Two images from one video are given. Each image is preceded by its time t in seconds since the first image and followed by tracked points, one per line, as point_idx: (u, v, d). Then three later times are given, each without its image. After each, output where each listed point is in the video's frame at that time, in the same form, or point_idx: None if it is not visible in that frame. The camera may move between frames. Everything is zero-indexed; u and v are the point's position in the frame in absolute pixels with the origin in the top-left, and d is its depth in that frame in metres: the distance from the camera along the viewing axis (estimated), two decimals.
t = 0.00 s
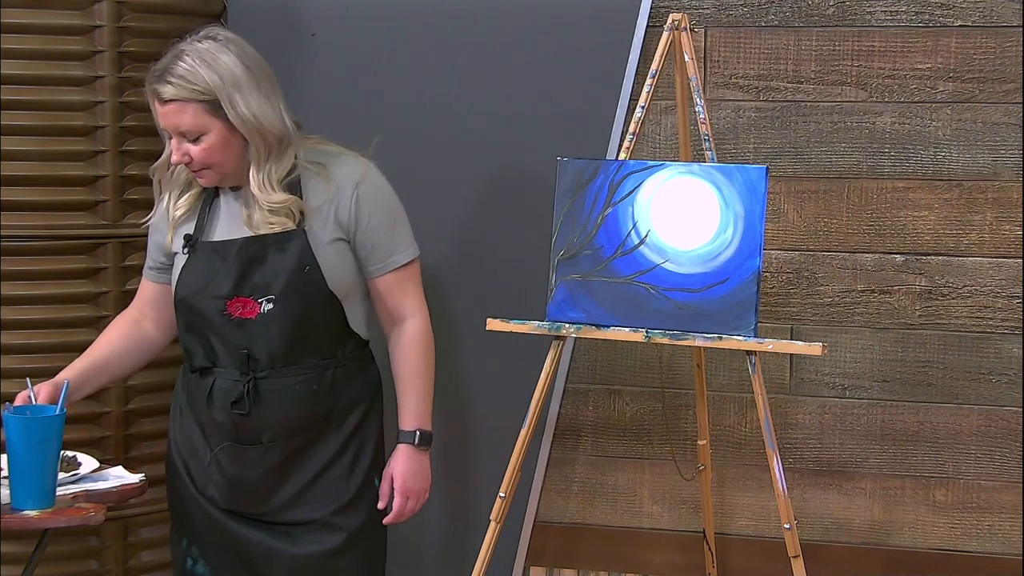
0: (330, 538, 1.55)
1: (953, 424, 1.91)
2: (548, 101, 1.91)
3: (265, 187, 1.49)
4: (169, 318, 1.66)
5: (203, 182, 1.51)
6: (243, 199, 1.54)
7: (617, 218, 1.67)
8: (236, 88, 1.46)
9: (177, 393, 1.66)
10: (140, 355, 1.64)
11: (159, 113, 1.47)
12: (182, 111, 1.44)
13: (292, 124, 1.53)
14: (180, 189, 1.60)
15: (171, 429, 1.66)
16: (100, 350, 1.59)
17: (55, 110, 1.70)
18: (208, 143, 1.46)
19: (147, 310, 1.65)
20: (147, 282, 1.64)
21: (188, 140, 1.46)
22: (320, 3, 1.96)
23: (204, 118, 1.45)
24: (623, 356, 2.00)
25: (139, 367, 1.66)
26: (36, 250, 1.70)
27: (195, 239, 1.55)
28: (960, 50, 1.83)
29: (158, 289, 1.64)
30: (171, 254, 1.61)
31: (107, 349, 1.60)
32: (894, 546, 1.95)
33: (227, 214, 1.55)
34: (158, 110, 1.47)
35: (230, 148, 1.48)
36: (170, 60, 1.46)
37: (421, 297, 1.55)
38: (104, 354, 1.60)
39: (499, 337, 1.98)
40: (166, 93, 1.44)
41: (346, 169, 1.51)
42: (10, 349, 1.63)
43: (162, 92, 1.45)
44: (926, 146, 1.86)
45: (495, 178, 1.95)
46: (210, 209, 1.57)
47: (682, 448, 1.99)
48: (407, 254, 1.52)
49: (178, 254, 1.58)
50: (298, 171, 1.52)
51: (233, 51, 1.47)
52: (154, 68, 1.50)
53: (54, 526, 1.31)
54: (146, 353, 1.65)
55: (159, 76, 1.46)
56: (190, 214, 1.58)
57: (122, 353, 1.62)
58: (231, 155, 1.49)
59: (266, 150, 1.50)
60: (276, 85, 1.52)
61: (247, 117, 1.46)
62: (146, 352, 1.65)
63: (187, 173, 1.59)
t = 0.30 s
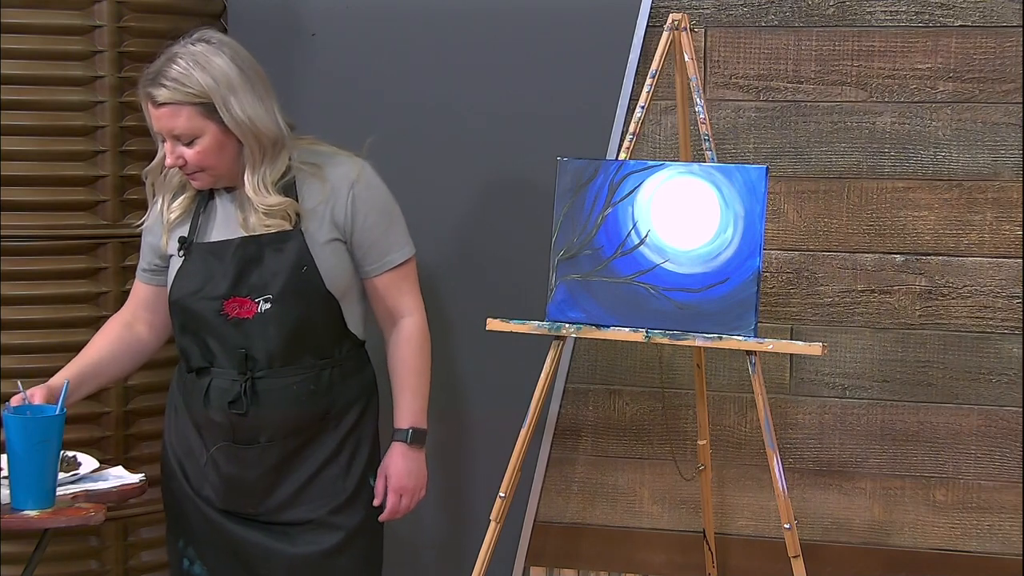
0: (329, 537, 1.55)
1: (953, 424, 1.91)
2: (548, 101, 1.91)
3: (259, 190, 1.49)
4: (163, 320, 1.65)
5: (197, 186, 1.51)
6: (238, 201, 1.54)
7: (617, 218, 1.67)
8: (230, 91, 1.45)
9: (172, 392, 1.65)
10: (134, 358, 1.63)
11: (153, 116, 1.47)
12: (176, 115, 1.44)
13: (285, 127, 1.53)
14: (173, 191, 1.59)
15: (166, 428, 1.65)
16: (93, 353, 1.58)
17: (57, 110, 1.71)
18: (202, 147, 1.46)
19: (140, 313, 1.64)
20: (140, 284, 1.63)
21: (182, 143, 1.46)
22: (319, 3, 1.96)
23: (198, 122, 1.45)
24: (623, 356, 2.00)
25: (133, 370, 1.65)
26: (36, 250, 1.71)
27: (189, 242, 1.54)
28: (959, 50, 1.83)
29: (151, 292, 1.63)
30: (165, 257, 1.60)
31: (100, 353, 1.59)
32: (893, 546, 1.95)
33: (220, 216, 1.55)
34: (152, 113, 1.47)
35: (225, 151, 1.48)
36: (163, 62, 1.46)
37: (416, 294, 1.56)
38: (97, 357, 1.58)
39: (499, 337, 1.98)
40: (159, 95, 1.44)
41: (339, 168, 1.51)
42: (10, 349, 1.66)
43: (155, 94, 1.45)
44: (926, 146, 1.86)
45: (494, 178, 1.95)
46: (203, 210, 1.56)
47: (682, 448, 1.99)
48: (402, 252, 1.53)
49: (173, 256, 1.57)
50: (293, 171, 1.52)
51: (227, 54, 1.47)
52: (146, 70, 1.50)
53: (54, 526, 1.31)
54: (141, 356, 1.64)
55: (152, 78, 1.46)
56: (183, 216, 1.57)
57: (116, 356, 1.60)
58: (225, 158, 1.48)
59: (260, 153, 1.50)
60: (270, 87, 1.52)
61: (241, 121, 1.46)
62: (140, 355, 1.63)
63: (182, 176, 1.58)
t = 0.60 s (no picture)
0: (327, 537, 1.55)
1: (953, 424, 1.91)
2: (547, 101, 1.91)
3: (258, 191, 1.49)
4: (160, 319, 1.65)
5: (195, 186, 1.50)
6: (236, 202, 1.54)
7: (617, 218, 1.67)
8: (230, 91, 1.45)
9: (171, 391, 1.65)
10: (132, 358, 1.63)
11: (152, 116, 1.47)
12: (175, 114, 1.44)
13: (283, 127, 1.53)
14: (172, 192, 1.59)
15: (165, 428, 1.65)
16: (91, 355, 1.58)
17: (56, 110, 1.71)
18: (202, 147, 1.46)
19: (138, 313, 1.64)
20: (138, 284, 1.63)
21: (181, 143, 1.46)
22: (319, 3, 1.96)
23: (197, 121, 1.45)
24: (623, 356, 2.00)
25: (131, 370, 1.65)
26: (36, 250, 1.70)
27: (188, 243, 1.54)
28: (959, 50, 1.83)
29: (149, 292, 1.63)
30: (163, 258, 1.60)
31: (97, 353, 1.59)
32: (893, 546, 1.95)
33: (220, 217, 1.55)
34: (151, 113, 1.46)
35: (224, 151, 1.48)
36: (163, 62, 1.46)
37: (414, 294, 1.56)
38: (94, 358, 1.58)
39: (499, 337, 1.98)
40: (158, 95, 1.44)
41: (338, 168, 1.51)
42: (10, 349, 1.62)
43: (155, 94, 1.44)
44: (926, 146, 1.86)
45: (494, 178, 1.95)
46: (202, 211, 1.57)
47: (682, 448, 1.99)
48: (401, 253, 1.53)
49: (172, 257, 1.57)
50: (292, 171, 1.53)
51: (226, 54, 1.47)
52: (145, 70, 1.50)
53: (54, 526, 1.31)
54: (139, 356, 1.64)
55: (152, 78, 1.46)
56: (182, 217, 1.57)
57: (113, 356, 1.60)
58: (224, 159, 1.49)
59: (259, 153, 1.50)
60: (270, 89, 1.52)
61: (240, 121, 1.46)
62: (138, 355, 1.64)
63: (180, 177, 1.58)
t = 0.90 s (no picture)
0: (338, 538, 1.55)
1: (953, 424, 1.91)
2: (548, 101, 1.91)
3: (271, 194, 1.49)
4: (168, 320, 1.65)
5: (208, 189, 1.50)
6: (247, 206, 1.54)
7: (617, 218, 1.67)
8: (243, 92, 1.45)
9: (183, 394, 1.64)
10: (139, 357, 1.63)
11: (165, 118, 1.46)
12: (190, 115, 1.44)
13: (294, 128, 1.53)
14: (179, 195, 1.58)
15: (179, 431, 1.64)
16: (97, 353, 1.58)
17: (57, 111, 1.72)
18: (216, 150, 1.46)
19: (145, 313, 1.63)
20: (146, 288, 1.62)
21: (195, 146, 1.46)
22: (319, 2, 1.96)
23: (212, 122, 1.45)
24: (623, 356, 2.00)
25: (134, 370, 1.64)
26: (36, 250, 1.72)
27: (199, 248, 1.54)
28: (959, 50, 1.83)
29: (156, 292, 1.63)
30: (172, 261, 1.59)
31: (103, 352, 1.59)
32: (893, 546, 1.95)
33: (230, 221, 1.54)
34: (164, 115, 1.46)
35: (236, 153, 1.48)
36: (176, 63, 1.46)
37: (429, 285, 1.56)
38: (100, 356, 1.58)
39: (499, 337, 1.98)
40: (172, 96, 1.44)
41: (348, 167, 1.51)
42: (10, 349, 1.69)
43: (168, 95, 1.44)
44: (926, 146, 1.86)
45: (495, 178, 1.95)
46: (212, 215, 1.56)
47: (682, 448, 1.99)
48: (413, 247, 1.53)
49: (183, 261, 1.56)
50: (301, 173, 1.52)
51: (236, 54, 1.47)
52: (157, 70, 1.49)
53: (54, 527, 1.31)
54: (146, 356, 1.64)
55: (164, 79, 1.46)
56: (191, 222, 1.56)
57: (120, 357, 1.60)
58: (237, 161, 1.48)
59: (271, 155, 1.50)
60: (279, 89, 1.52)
61: (254, 122, 1.46)
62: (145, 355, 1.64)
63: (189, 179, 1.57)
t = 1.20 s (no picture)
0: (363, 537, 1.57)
1: (953, 424, 1.91)
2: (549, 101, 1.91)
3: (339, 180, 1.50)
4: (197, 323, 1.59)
5: (280, 177, 1.48)
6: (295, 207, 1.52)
7: (617, 218, 1.67)
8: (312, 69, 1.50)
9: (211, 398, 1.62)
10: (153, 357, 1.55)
11: (245, 101, 1.45)
12: (280, 92, 1.46)
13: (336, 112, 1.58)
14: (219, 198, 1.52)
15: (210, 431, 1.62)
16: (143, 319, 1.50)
17: (57, 111, 1.73)
18: (302, 127, 1.48)
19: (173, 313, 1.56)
20: (170, 291, 1.55)
21: (282, 125, 1.47)
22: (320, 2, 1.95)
23: (300, 100, 1.48)
24: (623, 356, 2.00)
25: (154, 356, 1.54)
26: (36, 250, 1.73)
27: (247, 245, 1.51)
28: (959, 50, 1.83)
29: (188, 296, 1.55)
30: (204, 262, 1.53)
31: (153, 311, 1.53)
32: (893, 546, 1.95)
33: (279, 217, 1.53)
34: (245, 97, 1.45)
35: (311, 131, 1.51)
36: (242, 46, 1.46)
37: (457, 281, 1.60)
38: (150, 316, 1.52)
39: (500, 337, 1.98)
40: (258, 74, 1.45)
41: (385, 164, 1.53)
42: (10, 349, 1.74)
43: (252, 75, 1.45)
44: (926, 146, 1.86)
45: (496, 178, 1.95)
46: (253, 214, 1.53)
47: (682, 448, 1.99)
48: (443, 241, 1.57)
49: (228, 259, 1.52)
50: (344, 167, 1.51)
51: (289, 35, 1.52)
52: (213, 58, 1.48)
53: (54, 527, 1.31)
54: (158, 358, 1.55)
55: (238, 60, 1.45)
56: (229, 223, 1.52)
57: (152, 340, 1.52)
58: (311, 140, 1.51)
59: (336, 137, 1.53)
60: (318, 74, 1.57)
61: (328, 97, 1.50)
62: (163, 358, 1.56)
63: (234, 175, 1.52)
